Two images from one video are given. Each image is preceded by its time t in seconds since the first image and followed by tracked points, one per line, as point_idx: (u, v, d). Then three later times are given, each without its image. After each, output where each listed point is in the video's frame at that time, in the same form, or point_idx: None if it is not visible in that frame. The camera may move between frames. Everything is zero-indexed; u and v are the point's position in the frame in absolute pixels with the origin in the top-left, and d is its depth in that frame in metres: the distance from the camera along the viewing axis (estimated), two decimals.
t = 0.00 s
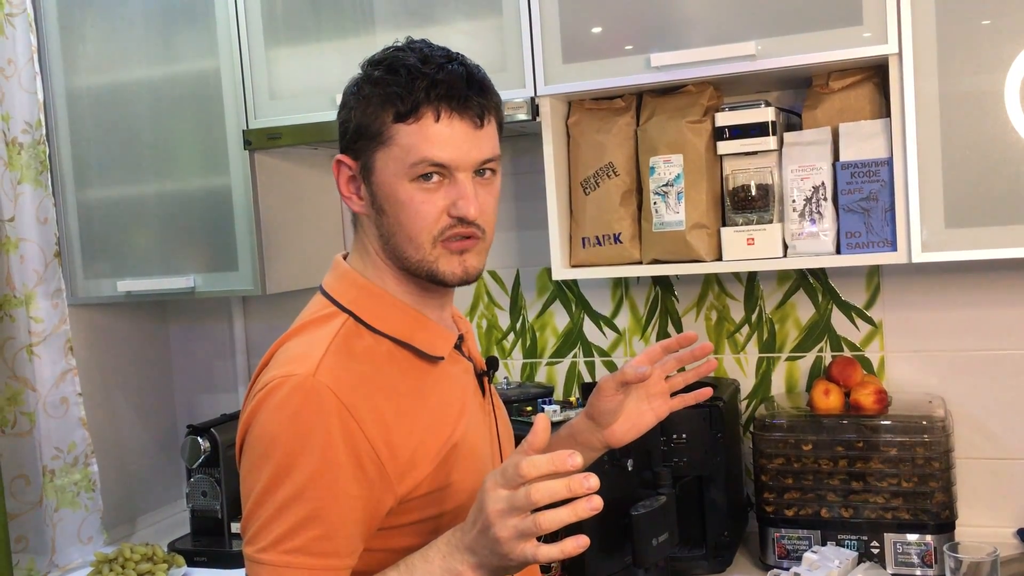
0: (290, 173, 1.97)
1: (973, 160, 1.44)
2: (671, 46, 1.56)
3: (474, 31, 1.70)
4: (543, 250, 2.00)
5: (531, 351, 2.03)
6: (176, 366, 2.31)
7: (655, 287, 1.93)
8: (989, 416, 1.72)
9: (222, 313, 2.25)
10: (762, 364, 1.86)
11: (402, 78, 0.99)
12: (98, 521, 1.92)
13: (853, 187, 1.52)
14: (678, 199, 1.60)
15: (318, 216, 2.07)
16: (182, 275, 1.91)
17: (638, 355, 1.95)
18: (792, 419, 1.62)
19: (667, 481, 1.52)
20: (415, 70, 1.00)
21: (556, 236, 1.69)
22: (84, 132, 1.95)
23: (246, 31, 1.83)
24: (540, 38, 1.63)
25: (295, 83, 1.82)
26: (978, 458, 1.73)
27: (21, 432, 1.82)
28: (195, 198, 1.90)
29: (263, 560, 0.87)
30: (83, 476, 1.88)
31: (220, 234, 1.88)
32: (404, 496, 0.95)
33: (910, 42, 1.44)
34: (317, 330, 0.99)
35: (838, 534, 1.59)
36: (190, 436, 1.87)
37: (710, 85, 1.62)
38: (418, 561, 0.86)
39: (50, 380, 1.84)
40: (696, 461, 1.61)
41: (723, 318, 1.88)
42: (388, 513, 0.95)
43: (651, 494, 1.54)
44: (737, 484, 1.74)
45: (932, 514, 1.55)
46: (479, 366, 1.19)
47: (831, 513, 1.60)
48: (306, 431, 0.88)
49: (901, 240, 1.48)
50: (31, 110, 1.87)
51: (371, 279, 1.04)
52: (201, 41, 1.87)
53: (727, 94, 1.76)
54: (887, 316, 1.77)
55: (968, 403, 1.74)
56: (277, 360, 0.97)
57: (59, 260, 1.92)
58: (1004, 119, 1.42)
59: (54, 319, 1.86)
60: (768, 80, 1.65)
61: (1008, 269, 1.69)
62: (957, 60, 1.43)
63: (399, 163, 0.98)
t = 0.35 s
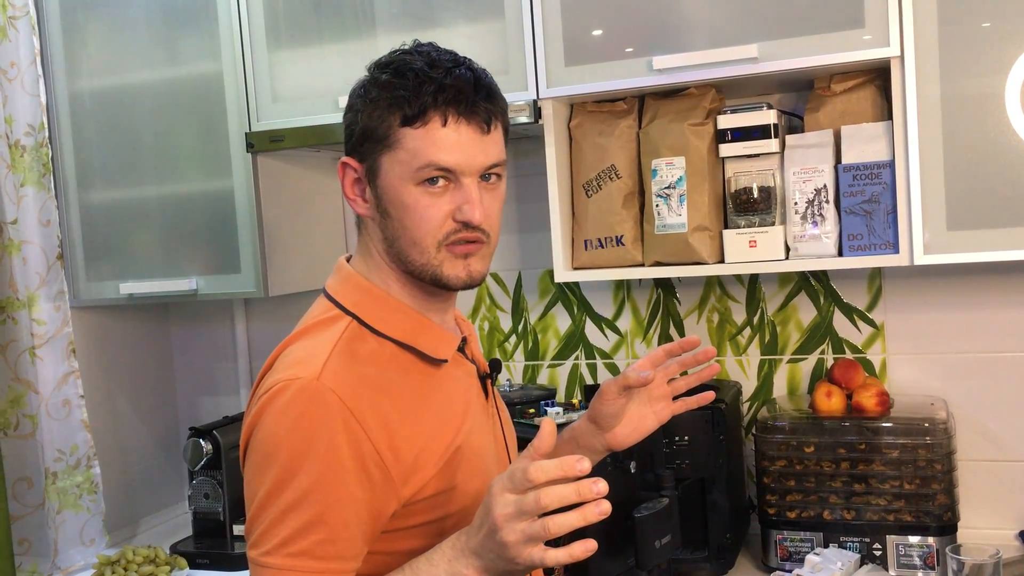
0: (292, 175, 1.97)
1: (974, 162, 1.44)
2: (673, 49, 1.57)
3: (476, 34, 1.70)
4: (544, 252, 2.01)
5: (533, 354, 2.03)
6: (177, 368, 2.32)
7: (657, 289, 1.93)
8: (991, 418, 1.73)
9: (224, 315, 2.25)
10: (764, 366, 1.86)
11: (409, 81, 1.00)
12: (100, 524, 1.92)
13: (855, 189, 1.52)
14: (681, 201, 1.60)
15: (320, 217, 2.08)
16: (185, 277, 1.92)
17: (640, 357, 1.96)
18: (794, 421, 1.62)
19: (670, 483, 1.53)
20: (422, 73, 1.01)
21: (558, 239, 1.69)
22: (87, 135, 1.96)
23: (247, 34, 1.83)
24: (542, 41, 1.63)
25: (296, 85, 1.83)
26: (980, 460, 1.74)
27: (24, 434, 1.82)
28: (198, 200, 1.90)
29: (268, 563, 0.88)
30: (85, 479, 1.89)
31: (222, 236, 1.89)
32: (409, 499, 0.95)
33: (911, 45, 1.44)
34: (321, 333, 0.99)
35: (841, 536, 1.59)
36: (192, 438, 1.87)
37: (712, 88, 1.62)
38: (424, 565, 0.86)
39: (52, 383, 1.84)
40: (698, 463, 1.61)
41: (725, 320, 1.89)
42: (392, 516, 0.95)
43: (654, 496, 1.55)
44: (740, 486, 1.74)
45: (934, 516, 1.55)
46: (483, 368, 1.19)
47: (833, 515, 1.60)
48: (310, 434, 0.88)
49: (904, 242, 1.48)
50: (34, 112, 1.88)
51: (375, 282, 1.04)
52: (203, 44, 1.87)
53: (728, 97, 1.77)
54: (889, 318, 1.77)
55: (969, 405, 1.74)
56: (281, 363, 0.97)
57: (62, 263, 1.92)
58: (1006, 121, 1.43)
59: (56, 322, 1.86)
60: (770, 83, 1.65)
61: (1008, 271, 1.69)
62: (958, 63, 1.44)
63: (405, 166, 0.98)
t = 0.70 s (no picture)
0: (293, 175, 1.97)
1: (976, 161, 1.44)
2: (675, 48, 1.57)
3: (477, 33, 1.70)
4: (546, 252, 2.00)
5: (535, 353, 2.03)
6: (178, 368, 2.32)
7: (658, 288, 1.93)
8: (993, 417, 1.73)
9: (224, 315, 2.25)
10: (765, 366, 1.86)
11: (417, 81, 1.00)
12: (101, 523, 1.92)
13: (856, 188, 1.52)
14: (683, 200, 1.60)
15: (321, 217, 2.07)
16: (186, 276, 1.91)
17: (642, 356, 1.96)
18: (795, 420, 1.63)
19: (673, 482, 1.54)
20: (430, 73, 1.00)
21: (560, 237, 1.69)
22: (88, 134, 1.96)
23: (248, 33, 1.83)
24: (544, 40, 1.63)
25: (297, 85, 1.83)
26: (981, 459, 1.74)
27: (25, 433, 1.82)
28: (199, 199, 1.90)
29: (273, 563, 0.88)
30: (86, 478, 1.89)
31: (224, 236, 1.88)
32: (413, 498, 0.95)
33: (913, 44, 1.44)
34: (326, 333, 0.99)
35: (842, 535, 1.59)
36: (193, 437, 1.87)
37: (714, 87, 1.62)
38: (429, 565, 0.86)
39: (53, 382, 1.84)
40: (700, 461, 1.61)
41: (726, 319, 1.89)
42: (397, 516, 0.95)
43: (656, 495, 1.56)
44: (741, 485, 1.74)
45: (936, 515, 1.55)
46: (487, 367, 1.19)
47: (835, 513, 1.60)
48: (316, 434, 0.88)
49: (906, 240, 1.48)
50: (35, 112, 1.87)
51: (380, 281, 1.04)
52: (204, 43, 1.87)
53: (729, 96, 1.77)
54: (891, 317, 1.77)
55: (971, 404, 1.74)
56: (286, 362, 0.97)
57: (63, 262, 1.92)
58: (1008, 120, 1.43)
59: (58, 321, 1.86)
60: (772, 82, 1.65)
61: (1010, 270, 1.69)
62: (960, 62, 1.44)
63: (412, 166, 0.98)
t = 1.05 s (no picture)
0: (291, 171, 1.97)
1: (975, 157, 1.44)
2: (673, 44, 1.56)
3: (476, 29, 1.70)
4: (544, 249, 2.00)
5: (533, 349, 2.03)
6: (177, 365, 2.31)
7: (657, 285, 1.93)
8: (991, 413, 1.73)
9: (223, 311, 2.25)
10: (764, 362, 1.86)
11: (416, 76, 0.99)
12: (99, 520, 1.92)
13: (855, 184, 1.52)
14: (681, 196, 1.60)
15: (319, 213, 2.07)
16: (183, 273, 1.91)
17: (640, 353, 1.95)
18: (794, 417, 1.63)
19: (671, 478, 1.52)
20: (430, 69, 1.00)
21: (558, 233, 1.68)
22: (86, 131, 1.95)
23: (246, 29, 1.83)
24: (542, 36, 1.63)
25: (296, 81, 1.82)
26: (980, 455, 1.74)
27: (22, 430, 1.81)
28: (197, 196, 1.89)
29: (270, 560, 0.87)
30: (84, 475, 1.88)
31: (222, 232, 1.88)
32: (411, 495, 0.95)
33: (912, 39, 1.44)
34: (323, 328, 0.99)
35: (841, 531, 1.59)
36: (192, 434, 1.87)
37: (712, 82, 1.62)
38: (427, 563, 0.85)
39: (50, 379, 1.84)
40: (698, 458, 1.61)
41: (724, 315, 1.88)
42: (395, 512, 0.95)
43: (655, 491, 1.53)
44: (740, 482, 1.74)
45: (935, 511, 1.55)
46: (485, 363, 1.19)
47: (833, 510, 1.60)
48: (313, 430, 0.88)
49: (904, 236, 1.48)
50: (32, 108, 1.87)
51: (377, 277, 1.04)
52: (202, 39, 1.87)
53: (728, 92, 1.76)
54: (889, 314, 1.77)
55: (969, 400, 1.74)
56: (284, 358, 0.96)
57: (61, 259, 1.92)
58: (1007, 116, 1.42)
59: (55, 318, 1.86)
60: (770, 77, 1.65)
61: (1008, 266, 1.69)
62: (959, 57, 1.43)
63: (411, 162, 0.98)
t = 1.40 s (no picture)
0: (288, 168, 1.97)
1: (971, 155, 1.44)
2: (669, 41, 1.56)
3: (472, 27, 1.70)
4: (541, 246, 2.00)
5: (530, 346, 2.03)
6: (174, 363, 2.32)
7: (653, 282, 1.93)
8: (986, 410, 1.73)
9: (220, 309, 2.25)
10: (760, 359, 1.87)
11: (479, 77, 1.01)
12: (97, 517, 1.92)
13: (850, 181, 1.52)
14: (677, 193, 1.60)
15: (316, 211, 2.07)
16: (180, 270, 1.91)
17: (637, 350, 1.95)
18: (790, 413, 1.63)
19: (666, 475, 1.52)
20: (492, 72, 1.03)
21: (554, 231, 1.68)
22: (82, 129, 1.95)
23: (242, 26, 1.83)
24: (539, 33, 1.63)
25: (292, 79, 1.82)
26: (975, 452, 1.74)
27: (20, 427, 1.82)
28: (193, 193, 1.90)
29: (263, 558, 0.87)
30: (81, 472, 1.89)
31: (218, 229, 1.88)
32: (402, 491, 0.95)
33: (907, 37, 1.44)
34: (312, 327, 0.99)
35: (836, 527, 1.59)
36: (189, 431, 1.87)
37: (708, 79, 1.62)
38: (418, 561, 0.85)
39: (48, 376, 1.84)
40: (694, 454, 1.62)
41: (721, 312, 1.89)
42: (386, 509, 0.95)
43: (649, 488, 1.53)
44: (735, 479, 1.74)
45: (929, 508, 1.55)
46: (476, 361, 1.19)
47: (829, 506, 1.60)
48: (303, 427, 0.88)
49: (899, 233, 1.48)
50: (29, 106, 1.87)
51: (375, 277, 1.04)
52: (198, 37, 1.87)
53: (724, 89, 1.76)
54: (885, 311, 1.77)
55: (965, 397, 1.74)
56: (272, 357, 0.96)
57: (57, 256, 1.92)
58: (1003, 114, 1.42)
59: (52, 315, 1.86)
60: (766, 74, 1.65)
61: (1004, 263, 1.69)
62: (955, 54, 1.43)
63: (457, 156, 0.99)
